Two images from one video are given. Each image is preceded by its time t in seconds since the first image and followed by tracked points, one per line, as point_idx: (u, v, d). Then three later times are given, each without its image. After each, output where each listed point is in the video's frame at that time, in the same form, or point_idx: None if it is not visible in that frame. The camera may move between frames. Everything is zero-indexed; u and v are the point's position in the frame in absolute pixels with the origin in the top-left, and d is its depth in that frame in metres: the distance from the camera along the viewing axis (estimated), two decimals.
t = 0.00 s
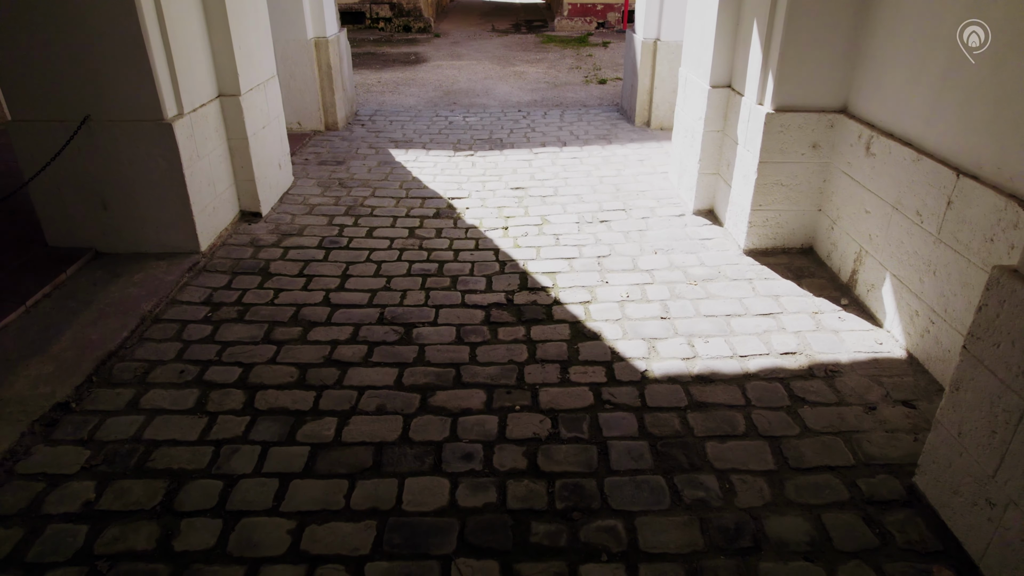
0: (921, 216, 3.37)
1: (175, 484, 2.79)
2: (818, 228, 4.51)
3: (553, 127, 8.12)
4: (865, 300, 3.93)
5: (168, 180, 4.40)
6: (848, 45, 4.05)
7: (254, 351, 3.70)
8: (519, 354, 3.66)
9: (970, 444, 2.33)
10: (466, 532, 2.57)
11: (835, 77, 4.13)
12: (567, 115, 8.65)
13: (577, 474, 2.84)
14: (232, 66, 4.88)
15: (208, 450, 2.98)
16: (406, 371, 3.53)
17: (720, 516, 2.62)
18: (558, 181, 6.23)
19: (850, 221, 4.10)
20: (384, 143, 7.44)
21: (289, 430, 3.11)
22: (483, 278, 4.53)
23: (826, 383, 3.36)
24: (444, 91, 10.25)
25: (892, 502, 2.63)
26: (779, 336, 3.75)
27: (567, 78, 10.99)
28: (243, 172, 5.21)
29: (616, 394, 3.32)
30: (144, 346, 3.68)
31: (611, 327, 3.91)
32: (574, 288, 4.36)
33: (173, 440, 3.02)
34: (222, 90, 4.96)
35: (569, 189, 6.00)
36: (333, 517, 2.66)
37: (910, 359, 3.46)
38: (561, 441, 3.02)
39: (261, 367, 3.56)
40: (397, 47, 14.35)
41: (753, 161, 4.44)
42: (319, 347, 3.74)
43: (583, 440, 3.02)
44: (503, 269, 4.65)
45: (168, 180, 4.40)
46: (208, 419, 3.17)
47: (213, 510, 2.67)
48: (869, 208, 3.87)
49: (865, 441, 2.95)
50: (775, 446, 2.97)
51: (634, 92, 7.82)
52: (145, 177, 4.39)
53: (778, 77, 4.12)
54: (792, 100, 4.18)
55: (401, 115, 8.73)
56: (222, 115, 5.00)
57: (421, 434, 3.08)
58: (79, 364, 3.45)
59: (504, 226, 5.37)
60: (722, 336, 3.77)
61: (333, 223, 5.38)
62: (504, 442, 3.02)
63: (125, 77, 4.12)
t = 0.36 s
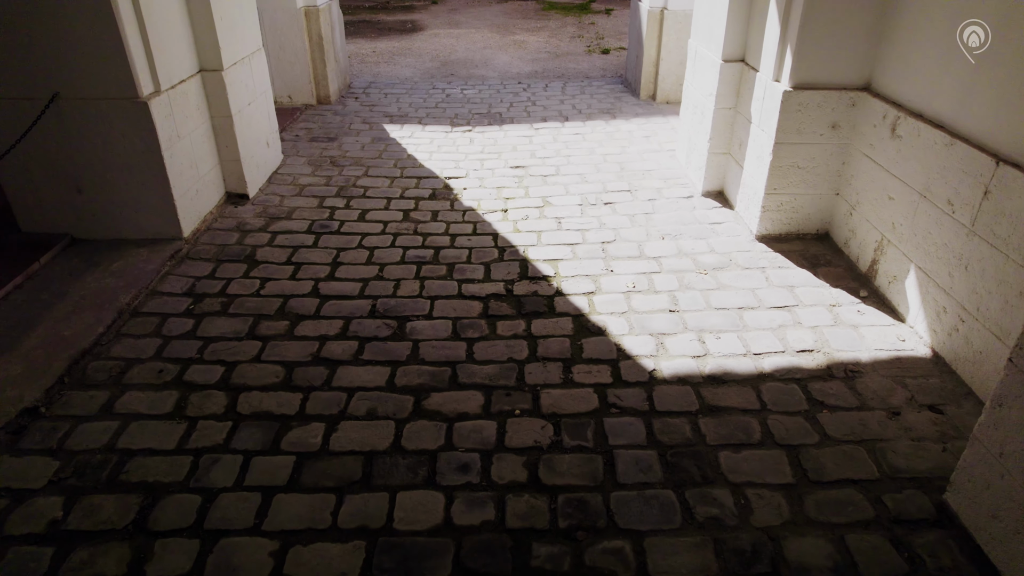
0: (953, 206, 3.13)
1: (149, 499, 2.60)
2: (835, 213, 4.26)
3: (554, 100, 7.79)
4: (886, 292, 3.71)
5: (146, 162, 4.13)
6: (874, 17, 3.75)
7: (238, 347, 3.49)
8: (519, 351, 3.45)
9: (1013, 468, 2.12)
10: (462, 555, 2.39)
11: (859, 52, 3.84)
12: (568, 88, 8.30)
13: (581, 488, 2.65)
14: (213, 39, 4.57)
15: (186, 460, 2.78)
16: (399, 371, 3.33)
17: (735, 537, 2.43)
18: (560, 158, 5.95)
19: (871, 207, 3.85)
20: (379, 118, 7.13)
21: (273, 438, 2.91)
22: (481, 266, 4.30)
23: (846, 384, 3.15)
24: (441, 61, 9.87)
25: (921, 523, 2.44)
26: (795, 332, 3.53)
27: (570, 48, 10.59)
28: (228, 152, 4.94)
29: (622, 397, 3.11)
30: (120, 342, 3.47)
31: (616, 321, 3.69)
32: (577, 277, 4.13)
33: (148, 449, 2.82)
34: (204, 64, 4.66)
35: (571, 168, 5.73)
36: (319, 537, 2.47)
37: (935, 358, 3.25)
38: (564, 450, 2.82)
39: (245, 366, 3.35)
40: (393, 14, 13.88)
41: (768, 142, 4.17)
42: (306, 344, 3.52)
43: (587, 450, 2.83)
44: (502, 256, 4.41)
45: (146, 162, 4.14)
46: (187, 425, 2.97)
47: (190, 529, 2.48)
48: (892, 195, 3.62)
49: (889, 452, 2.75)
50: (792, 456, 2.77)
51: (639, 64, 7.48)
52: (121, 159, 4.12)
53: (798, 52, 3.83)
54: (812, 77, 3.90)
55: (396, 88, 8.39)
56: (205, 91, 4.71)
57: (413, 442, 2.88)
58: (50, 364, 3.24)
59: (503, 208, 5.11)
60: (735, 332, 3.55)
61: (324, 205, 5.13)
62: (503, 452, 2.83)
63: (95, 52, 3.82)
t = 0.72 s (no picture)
0: (985, 197, 2.92)
1: (125, 515, 2.43)
2: (853, 198, 4.04)
3: (556, 73, 7.49)
4: (907, 285, 3.51)
5: (124, 145, 3.89)
6: None
7: (223, 345, 3.30)
8: (519, 349, 3.26)
9: None
10: None
11: (884, 27, 3.58)
12: (570, 59, 7.99)
13: (585, 503, 2.49)
14: (194, 11, 4.29)
15: (165, 471, 2.61)
16: (392, 371, 3.14)
17: (750, 560, 2.27)
18: (561, 136, 5.70)
19: (893, 193, 3.63)
20: (373, 92, 6.84)
21: (258, 446, 2.74)
22: (479, 254, 4.08)
23: (867, 387, 2.97)
24: (437, 31, 9.50)
25: (950, 545, 2.28)
26: (811, 328, 3.34)
27: (572, 17, 10.21)
28: (213, 131, 4.69)
29: (629, 401, 2.94)
30: (98, 340, 3.28)
31: (622, 315, 3.49)
32: (580, 267, 3.92)
33: (124, 459, 2.65)
34: (184, 38, 4.39)
35: (574, 147, 5.48)
36: (305, 559, 2.31)
37: (961, 359, 3.06)
38: (567, 461, 2.66)
39: (229, 366, 3.17)
40: None
41: (783, 122, 3.93)
42: (294, 340, 3.33)
43: (592, 460, 2.66)
44: (501, 243, 4.20)
45: (123, 145, 3.90)
46: (166, 432, 2.79)
47: (167, 550, 2.32)
48: (917, 182, 3.40)
49: (914, 464, 2.58)
50: (810, 468, 2.60)
51: (644, 35, 7.16)
52: (96, 141, 3.88)
53: (818, 26, 3.57)
54: (833, 53, 3.65)
55: (391, 59, 8.07)
56: (186, 66, 4.44)
57: (407, 451, 2.72)
58: (21, 364, 3.06)
59: (503, 190, 4.88)
60: (748, 328, 3.36)
61: (314, 187, 4.89)
62: (502, 463, 2.66)
63: (64, 26, 3.56)
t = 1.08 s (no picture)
0: (1017, 189, 2.73)
1: (100, 535, 2.29)
2: (870, 184, 3.83)
3: (557, 45, 7.19)
4: (927, 279, 3.32)
5: (99, 128, 3.67)
6: None
7: (207, 343, 3.13)
8: (519, 348, 3.10)
9: None
10: None
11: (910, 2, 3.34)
12: (572, 30, 7.68)
13: (589, 521, 2.34)
14: None
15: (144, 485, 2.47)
16: (385, 372, 2.98)
17: None
18: (563, 114, 5.46)
19: (914, 181, 3.42)
20: (367, 65, 6.57)
21: (242, 457, 2.59)
22: (477, 242, 3.89)
23: (886, 391, 2.81)
24: None
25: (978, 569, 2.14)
26: (826, 325, 3.17)
27: None
28: (196, 111, 4.45)
29: (635, 406, 2.78)
30: (75, 339, 3.11)
31: (627, 310, 3.32)
32: (583, 257, 3.74)
33: (100, 472, 2.50)
34: (163, 12, 4.13)
35: (576, 126, 5.25)
36: None
37: (986, 360, 2.90)
38: (570, 473, 2.51)
39: (214, 366, 3.01)
40: None
41: (798, 104, 3.70)
42: (282, 339, 3.16)
43: (596, 472, 2.51)
44: (500, 230, 4.00)
45: (99, 128, 3.68)
46: (145, 441, 2.64)
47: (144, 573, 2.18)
48: (942, 169, 3.19)
49: (937, 477, 2.43)
50: (827, 481, 2.45)
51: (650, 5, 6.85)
52: (70, 124, 3.66)
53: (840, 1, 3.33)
54: (855, 30, 3.41)
55: (386, 30, 7.76)
56: (166, 42, 4.19)
57: (400, 462, 2.57)
58: None
59: (502, 172, 4.66)
60: (759, 325, 3.19)
61: (305, 169, 4.67)
62: (500, 475, 2.51)
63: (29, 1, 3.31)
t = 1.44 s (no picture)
0: None
1: (74, 556, 2.17)
2: (887, 170, 3.64)
3: (558, 17, 6.91)
4: (947, 274, 3.16)
5: (74, 112, 3.47)
6: None
7: (191, 342, 2.99)
8: (518, 348, 2.95)
9: None
10: None
11: None
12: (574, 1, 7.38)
13: (591, 539, 2.22)
14: None
15: (122, 500, 2.34)
16: (377, 375, 2.83)
17: None
18: (564, 92, 5.23)
19: (935, 169, 3.24)
20: (360, 39, 6.30)
21: (226, 468, 2.46)
22: (474, 231, 3.71)
23: (904, 396, 2.66)
24: None
25: None
26: (840, 323, 3.01)
27: None
28: (179, 91, 4.24)
29: (640, 412, 2.65)
30: (52, 339, 2.96)
31: (631, 306, 3.16)
32: (586, 247, 3.56)
33: (76, 486, 2.37)
34: None
35: (578, 104, 5.03)
36: None
37: (1009, 363, 2.75)
38: (571, 487, 2.38)
39: (198, 368, 2.86)
40: None
41: (814, 85, 3.50)
42: (269, 338, 3.02)
43: (598, 486, 2.39)
44: (499, 218, 3.82)
45: (73, 112, 3.48)
46: (124, 450, 2.50)
47: None
48: (968, 158, 3.01)
49: (959, 492, 2.31)
50: (842, 496, 2.33)
51: None
52: (42, 107, 3.46)
53: None
54: (878, 7, 3.20)
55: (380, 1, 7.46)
56: (144, 17, 3.96)
57: (393, 474, 2.44)
58: None
59: (501, 154, 4.46)
60: (771, 323, 3.03)
61: (295, 151, 4.47)
62: (498, 489, 2.38)
63: None
